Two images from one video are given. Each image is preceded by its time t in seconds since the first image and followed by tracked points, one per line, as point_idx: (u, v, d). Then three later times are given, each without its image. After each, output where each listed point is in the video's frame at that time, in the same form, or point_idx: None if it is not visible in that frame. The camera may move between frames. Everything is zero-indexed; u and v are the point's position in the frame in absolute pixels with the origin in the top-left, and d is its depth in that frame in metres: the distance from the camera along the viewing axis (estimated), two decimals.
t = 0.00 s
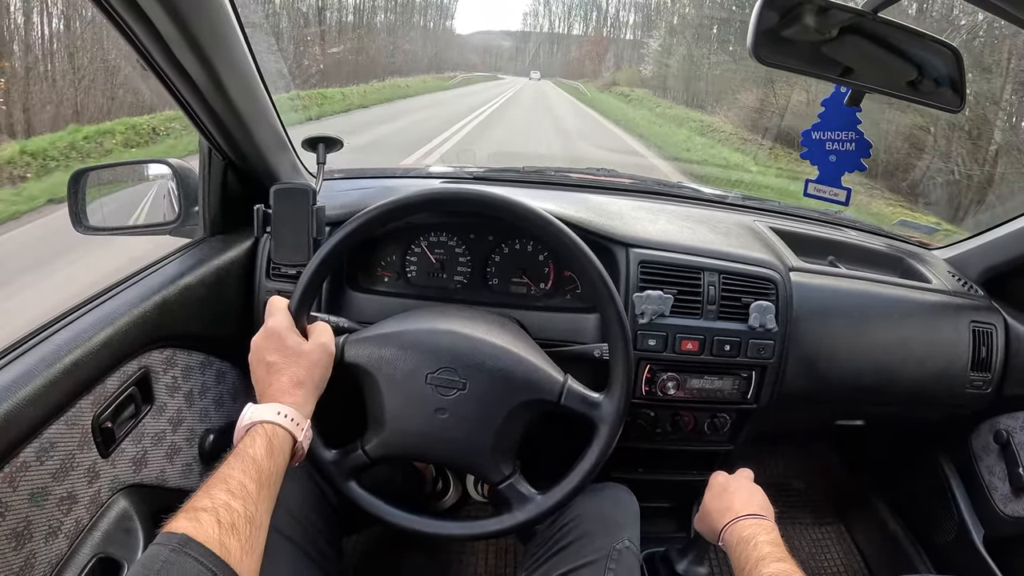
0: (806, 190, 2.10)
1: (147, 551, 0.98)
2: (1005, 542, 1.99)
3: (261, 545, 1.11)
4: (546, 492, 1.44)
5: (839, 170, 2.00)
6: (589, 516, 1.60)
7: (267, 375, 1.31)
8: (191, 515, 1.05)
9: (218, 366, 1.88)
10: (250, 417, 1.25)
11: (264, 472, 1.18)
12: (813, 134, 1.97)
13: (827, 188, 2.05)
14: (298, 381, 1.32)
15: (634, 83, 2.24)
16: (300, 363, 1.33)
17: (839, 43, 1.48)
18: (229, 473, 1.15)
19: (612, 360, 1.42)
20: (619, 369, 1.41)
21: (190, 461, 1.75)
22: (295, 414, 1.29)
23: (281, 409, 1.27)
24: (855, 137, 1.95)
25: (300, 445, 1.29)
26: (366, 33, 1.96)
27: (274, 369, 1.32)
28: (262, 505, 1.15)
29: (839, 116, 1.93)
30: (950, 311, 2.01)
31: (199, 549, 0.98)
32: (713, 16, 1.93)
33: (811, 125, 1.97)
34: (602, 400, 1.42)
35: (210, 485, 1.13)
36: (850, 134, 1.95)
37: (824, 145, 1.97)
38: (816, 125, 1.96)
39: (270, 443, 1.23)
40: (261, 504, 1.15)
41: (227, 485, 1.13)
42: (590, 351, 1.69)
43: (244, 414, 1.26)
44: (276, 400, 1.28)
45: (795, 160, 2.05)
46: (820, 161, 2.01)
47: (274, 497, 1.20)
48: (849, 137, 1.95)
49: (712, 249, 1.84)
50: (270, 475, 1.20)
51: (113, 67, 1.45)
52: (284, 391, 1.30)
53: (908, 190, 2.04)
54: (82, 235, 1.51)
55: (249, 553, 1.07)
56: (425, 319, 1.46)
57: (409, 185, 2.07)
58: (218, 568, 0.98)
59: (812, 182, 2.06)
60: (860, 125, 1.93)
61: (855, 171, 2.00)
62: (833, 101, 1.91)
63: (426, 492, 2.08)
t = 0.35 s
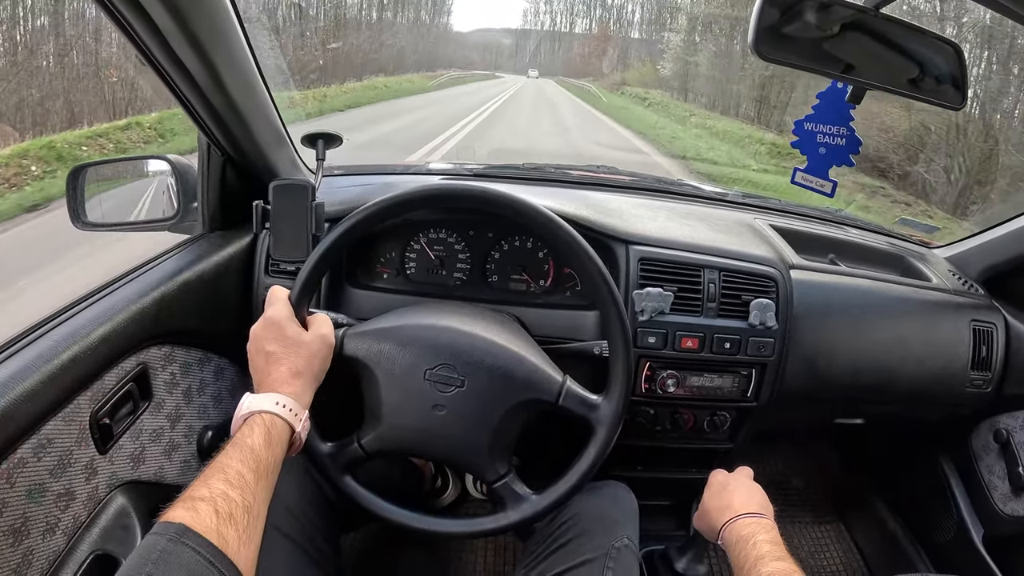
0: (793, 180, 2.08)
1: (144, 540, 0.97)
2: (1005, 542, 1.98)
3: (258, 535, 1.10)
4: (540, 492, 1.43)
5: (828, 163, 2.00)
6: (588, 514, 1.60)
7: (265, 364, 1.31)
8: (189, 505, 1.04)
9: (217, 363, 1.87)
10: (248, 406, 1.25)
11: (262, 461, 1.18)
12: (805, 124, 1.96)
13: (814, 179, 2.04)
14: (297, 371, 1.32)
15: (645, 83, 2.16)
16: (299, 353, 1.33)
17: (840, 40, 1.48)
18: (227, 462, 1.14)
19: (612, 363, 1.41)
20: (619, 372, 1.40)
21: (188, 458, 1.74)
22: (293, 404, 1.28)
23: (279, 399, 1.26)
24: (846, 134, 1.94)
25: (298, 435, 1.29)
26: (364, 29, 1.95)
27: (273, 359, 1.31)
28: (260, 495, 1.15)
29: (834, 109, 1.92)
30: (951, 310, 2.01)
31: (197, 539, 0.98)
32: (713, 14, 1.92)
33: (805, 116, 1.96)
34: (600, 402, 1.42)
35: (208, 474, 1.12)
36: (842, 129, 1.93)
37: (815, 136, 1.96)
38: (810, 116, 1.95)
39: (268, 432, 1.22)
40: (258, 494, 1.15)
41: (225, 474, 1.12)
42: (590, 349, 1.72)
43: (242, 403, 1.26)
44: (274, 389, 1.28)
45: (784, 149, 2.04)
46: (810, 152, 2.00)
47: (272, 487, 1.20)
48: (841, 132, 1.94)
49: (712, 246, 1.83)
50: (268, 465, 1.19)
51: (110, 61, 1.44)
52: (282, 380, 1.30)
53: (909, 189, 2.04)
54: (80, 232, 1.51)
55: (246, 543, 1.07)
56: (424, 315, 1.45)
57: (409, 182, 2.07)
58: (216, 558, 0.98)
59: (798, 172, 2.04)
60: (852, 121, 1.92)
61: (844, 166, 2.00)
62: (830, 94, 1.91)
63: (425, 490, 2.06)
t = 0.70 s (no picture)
0: (806, 186, 2.10)
1: (148, 537, 0.98)
2: (1007, 541, 1.98)
3: (262, 532, 1.11)
4: (541, 492, 1.43)
5: (841, 167, 2.02)
6: (590, 513, 1.60)
7: (269, 362, 1.31)
8: (194, 502, 1.04)
9: (220, 362, 1.87)
10: (252, 404, 1.25)
11: (266, 458, 1.19)
12: (815, 130, 1.97)
13: (827, 184, 2.06)
14: (301, 369, 1.33)
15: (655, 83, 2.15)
16: (302, 351, 1.34)
17: (843, 40, 1.48)
18: (231, 459, 1.15)
19: (616, 365, 1.41)
20: (622, 374, 1.41)
21: (191, 457, 1.75)
22: (296, 401, 1.29)
23: (283, 397, 1.27)
24: (857, 135, 1.95)
25: (301, 433, 1.29)
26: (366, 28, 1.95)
27: (277, 357, 1.32)
28: (264, 492, 1.15)
29: (843, 111, 1.93)
30: (952, 309, 2.01)
31: (201, 536, 0.98)
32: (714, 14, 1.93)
33: (814, 122, 1.97)
34: (603, 404, 1.42)
35: (212, 471, 1.13)
36: (853, 131, 1.95)
37: (826, 141, 1.98)
38: (819, 121, 1.96)
39: (272, 430, 1.23)
40: (262, 491, 1.15)
41: (229, 472, 1.12)
42: (592, 348, 1.73)
43: (247, 401, 1.26)
44: (278, 387, 1.28)
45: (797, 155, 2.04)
46: (821, 158, 2.02)
47: (276, 484, 1.20)
48: (852, 133, 1.95)
49: (714, 245, 1.84)
50: (272, 462, 1.20)
51: (113, 62, 1.44)
52: (286, 378, 1.30)
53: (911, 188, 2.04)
54: (85, 232, 1.51)
55: (250, 540, 1.07)
56: (427, 314, 1.46)
57: (412, 181, 2.07)
58: (221, 555, 0.98)
59: (812, 178, 2.07)
60: (863, 123, 1.93)
61: (857, 168, 2.01)
62: (837, 96, 1.91)
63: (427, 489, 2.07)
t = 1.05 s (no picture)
0: (795, 178, 2.09)
1: (150, 536, 0.98)
2: (1009, 541, 1.98)
3: (264, 532, 1.11)
4: (543, 491, 1.43)
5: (830, 162, 2.00)
6: (591, 513, 1.60)
7: (271, 362, 1.31)
8: (195, 501, 1.04)
9: (221, 361, 1.87)
10: (254, 404, 1.25)
11: (267, 458, 1.19)
12: (808, 123, 1.96)
13: (816, 177, 2.05)
14: (302, 369, 1.33)
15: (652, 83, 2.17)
16: (304, 351, 1.34)
17: (845, 39, 1.48)
18: (233, 459, 1.15)
19: (617, 363, 1.41)
20: (624, 372, 1.41)
21: (193, 457, 1.75)
22: (298, 401, 1.29)
23: (284, 396, 1.27)
24: (849, 132, 1.95)
25: (303, 433, 1.29)
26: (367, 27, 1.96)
27: (279, 356, 1.32)
28: (265, 492, 1.15)
29: (838, 107, 1.92)
30: (954, 308, 2.00)
31: (203, 535, 0.98)
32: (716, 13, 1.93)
33: (808, 114, 1.96)
34: (605, 402, 1.42)
35: (214, 471, 1.13)
36: (846, 128, 1.94)
37: (819, 135, 1.96)
38: (812, 114, 1.95)
39: (274, 430, 1.23)
40: (264, 490, 1.15)
41: (231, 471, 1.12)
42: (595, 347, 1.71)
43: (248, 400, 1.26)
44: (279, 387, 1.28)
45: (788, 148, 2.04)
46: (812, 151, 2.00)
47: (277, 483, 1.20)
48: (845, 130, 1.94)
49: (716, 244, 1.83)
50: (274, 462, 1.20)
51: (114, 61, 1.44)
52: (287, 378, 1.30)
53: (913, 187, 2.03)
54: (85, 232, 1.51)
55: (251, 539, 1.07)
56: (429, 314, 1.46)
57: (413, 181, 2.04)
58: (222, 553, 0.98)
59: (801, 171, 2.05)
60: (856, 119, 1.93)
61: (846, 164, 2.01)
62: (835, 94, 1.90)
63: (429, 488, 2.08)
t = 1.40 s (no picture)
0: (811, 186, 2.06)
1: (149, 535, 0.97)
2: (1010, 542, 1.98)
3: (263, 530, 1.10)
4: (544, 491, 1.43)
5: (844, 166, 1.98)
6: (592, 513, 1.60)
7: (271, 360, 1.31)
8: (195, 499, 1.04)
9: (222, 360, 1.87)
10: (254, 402, 1.25)
11: (268, 457, 1.18)
12: (819, 128, 1.95)
13: (832, 184, 2.02)
14: (303, 367, 1.32)
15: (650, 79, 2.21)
16: (305, 350, 1.33)
17: (847, 39, 1.48)
18: (233, 458, 1.14)
19: (619, 362, 1.41)
20: (626, 371, 1.40)
21: (193, 455, 1.75)
22: (299, 400, 1.28)
23: (285, 395, 1.27)
24: (861, 133, 1.92)
25: (304, 432, 1.29)
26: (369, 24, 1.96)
27: (279, 355, 1.32)
28: (265, 490, 1.15)
29: (846, 110, 1.91)
30: (956, 309, 2.00)
31: (202, 534, 0.98)
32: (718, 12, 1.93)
33: (818, 120, 1.95)
34: (606, 402, 1.42)
35: (214, 469, 1.12)
36: (857, 129, 1.92)
37: (831, 140, 1.95)
38: (823, 119, 1.95)
39: (274, 428, 1.23)
40: (264, 489, 1.15)
41: (231, 470, 1.12)
42: (596, 346, 1.71)
43: (248, 399, 1.26)
44: (280, 386, 1.28)
45: (802, 154, 2.03)
46: (825, 156, 1.98)
47: (277, 482, 1.20)
48: (856, 132, 1.92)
49: (718, 244, 1.83)
50: (274, 460, 1.20)
51: (116, 59, 1.44)
52: (288, 376, 1.30)
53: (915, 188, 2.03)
54: (85, 229, 1.51)
55: (251, 538, 1.07)
56: (430, 313, 1.45)
57: (415, 180, 2.04)
58: (222, 552, 0.98)
59: (816, 177, 2.03)
60: (866, 121, 1.91)
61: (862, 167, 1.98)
62: (840, 96, 1.90)
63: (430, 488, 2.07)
